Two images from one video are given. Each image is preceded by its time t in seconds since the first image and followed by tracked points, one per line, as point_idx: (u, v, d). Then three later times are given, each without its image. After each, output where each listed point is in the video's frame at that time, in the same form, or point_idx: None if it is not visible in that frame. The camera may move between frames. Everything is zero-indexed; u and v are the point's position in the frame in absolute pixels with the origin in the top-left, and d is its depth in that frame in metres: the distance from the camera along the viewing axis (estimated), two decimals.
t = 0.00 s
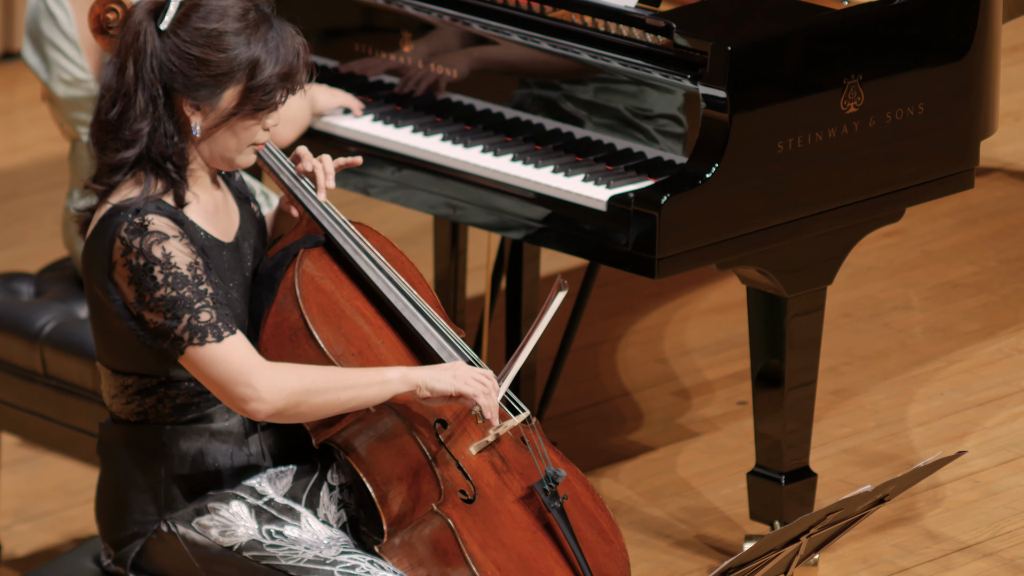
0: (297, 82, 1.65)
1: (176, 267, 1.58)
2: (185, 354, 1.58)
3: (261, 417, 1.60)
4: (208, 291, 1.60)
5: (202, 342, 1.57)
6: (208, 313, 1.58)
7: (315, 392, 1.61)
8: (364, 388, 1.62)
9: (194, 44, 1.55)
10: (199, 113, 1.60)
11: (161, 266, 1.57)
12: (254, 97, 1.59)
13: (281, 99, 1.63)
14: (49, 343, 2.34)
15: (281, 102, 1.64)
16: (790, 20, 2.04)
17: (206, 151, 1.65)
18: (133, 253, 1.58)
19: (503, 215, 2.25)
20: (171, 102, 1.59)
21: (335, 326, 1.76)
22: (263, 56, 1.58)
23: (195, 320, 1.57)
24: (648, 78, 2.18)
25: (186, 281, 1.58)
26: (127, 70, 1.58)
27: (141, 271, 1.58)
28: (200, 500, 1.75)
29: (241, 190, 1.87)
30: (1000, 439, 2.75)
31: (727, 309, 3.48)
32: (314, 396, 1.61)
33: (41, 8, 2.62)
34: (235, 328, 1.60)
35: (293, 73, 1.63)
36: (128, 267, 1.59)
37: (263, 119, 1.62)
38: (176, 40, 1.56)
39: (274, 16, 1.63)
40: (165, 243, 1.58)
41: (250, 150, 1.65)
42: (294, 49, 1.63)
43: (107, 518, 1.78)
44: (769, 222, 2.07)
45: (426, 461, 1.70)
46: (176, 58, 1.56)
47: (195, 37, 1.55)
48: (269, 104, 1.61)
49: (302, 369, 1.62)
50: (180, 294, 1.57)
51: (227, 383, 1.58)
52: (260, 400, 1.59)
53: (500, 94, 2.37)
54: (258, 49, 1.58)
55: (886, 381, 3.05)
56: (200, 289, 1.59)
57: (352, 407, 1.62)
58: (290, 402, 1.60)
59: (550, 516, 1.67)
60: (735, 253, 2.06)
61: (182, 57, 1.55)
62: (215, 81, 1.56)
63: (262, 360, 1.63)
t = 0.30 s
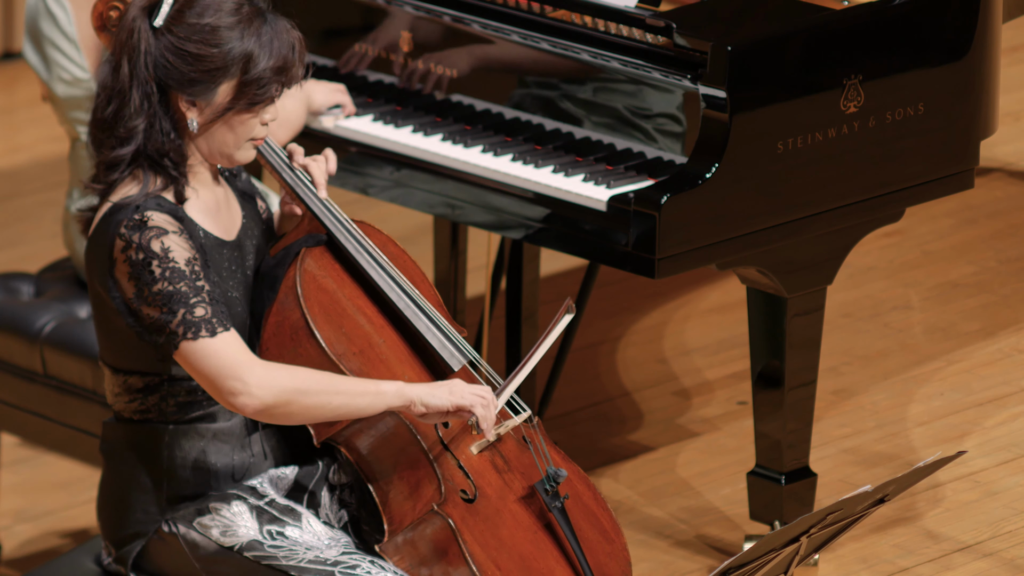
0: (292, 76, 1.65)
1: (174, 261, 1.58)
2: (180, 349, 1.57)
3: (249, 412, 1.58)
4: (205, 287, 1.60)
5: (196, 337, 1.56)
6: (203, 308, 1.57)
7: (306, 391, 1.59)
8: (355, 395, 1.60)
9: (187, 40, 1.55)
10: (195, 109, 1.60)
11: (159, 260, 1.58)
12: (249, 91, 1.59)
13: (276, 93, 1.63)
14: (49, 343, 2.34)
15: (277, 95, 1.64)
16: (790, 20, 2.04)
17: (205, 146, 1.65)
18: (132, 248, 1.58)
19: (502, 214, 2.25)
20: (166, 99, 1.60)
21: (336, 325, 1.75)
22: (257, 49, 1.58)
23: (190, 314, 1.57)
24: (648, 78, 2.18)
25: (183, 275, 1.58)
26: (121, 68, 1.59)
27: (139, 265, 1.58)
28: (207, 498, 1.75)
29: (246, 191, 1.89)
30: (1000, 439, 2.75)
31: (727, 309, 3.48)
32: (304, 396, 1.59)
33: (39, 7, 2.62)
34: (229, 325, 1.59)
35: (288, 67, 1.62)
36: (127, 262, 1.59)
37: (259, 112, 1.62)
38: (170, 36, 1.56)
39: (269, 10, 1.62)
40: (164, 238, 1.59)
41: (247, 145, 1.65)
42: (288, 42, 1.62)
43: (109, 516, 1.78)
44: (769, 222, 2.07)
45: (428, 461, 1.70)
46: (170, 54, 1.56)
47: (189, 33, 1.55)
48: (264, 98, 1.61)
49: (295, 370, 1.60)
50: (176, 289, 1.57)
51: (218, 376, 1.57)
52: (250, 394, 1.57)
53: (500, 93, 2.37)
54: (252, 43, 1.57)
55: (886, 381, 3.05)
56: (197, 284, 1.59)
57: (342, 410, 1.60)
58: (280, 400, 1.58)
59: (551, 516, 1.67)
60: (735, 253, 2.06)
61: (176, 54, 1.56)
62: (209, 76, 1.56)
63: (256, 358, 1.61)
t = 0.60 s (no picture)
0: (284, 72, 1.64)
1: (168, 258, 1.59)
2: (169, 345, 1.57)
3: (233, 407, 1.57)
4: (198, 285, 1.60)
5: (185, 333, 1.56)
6: (194, 305, 1.57)
7: (293, 392, 1.58)
8: (343, 402, 1.60)
9: (177, 39, 1.55)
10: (188, 108, 1.60)
11: (154, 256, 1.59)
12: (239, 89, 1.59)
13: (268, 90, 1.62)
14: (49, 343, 2.34)
15: (270, 93, 1.64)
16: (790, 20, 2.04)
17: (200, 145, 1.66)
18: (128, 245, 1.59)
19: (501, 214, 2.25)
20: (158, 99, 1.61)
21: (336, 326, 1.75)
22: (247, 47, 1.58)
23: (181, 311, 1.56)
24: (647, 78, 2.18)
25: (176, 272, 1.59)
26: (113, 68, 1.60)
27: (135, 261, 1.59)
28: (207, 497, 1.75)
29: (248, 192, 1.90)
30: (1000, 439, 2.75)
31: (727, 309, 3.48)
32: (290, 398, 1.58)
33: (39, 7, 2.62)
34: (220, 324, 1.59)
35: (279, 64, 1.62)
36: (122, 258, 1.60)
37: (251, 110, 1.62)
38: (160, 36, 1.56)
39: (260, 7, 1.62)
40: (160, 234, 1.60)
41: (242, 143, 1.65)
42: (279, 39, 1.62)
43: (109, 517, 1.78)
44: (768, 222, 2.07)
45: (427, 460, 1.69)
46: (160, 54, 1.56)
47: (178, 32, 1.55)
48: (255, 95, 1.61)
49: (285, 371, 1.59)
50: (169, 285, 1.58)
51: (205, 370, 1.56)
52: (236, 389, 1.56)
53: (500, 94, 2.37)
54: (242, 40, 1.57)
55: (886, 381, 3.05)
56: (190, 281, 1.59)
57: (329, 414, 1.60)
58: (265, 398, 1.57)
59: (551, 516, 1.67)
60: (735, 253, 2.06)
61: (166, 53, 1.56)
62: (199, 75, 1.56)
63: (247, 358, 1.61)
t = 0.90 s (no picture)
0: (274, 68, 1.66)
1: (164, 250, 1.60)
2: (160, 335, 1.58)
3: (215, 396, 1.57)
4: (193, 278, 1.60)
5: (177, 324, 1.56)
6: (187, 297, 1.57)
7: (278, 389, 1.57)
8: (328, 406, 1.58)
9: (165, 37, 1.57)
10: (180, 106, 1.62)
11: (149, 248, 1.59)
12: (229, 86, 1.61)
13: (258, 86, 1.64)
14: (49, 343, 2.34)
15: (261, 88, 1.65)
16: (790, 20, 2.04)
17: (196, 142, 1.67)
18: (126, 239, 1.60)
19: (501, 214, 2.25)
20: (150, 98, 1.62)
21: (336, 326, 1.75)
22: (235, 42, 1.59)
23: (173, 302, 1.57)
24: (647, 78, 2.17)
25: (171, 265, 1.59)
26: (103, 68, 1.61)
27: (131, 254, 1.59)
28: (207, 497, 1.75)
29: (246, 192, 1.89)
30: (1000, 439, 2.75)
31: (727, 309, 3.48)
32: (275, 395, 1.57)
33: (42, 6, 2.62)
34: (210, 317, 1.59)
35: (268, 60, 1.64)
36: (118, 251, 1.61)
37: (243, 105, 1.64)
38: (149, 34, 1.58)
39: (249, 4, 1.64)
40: (156, 228, 1.60)
41: (238, 139, 1.67)
42: (268, 34, 1.64)
43: (110, 516, 1.78)
44: (768, 222, 2.07)
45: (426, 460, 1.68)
46: (150, 52, 1.58)
47: (167, 31, 1.57)
48: (244, 92, 1.62)
49: (273, 369, 1.58)
50: (163, 277, 1.58)
51: (192, 356, 1.57)
52: (221, 377, 1.56)
53: (500, 94, 2.38)
54: (230, 36, 1.59)
55: (886, 381, 3.05)
56: (184, 274, 1.59)
57: (312, 416, 1.58)
58: (248, 392, 1.57)
59: (551, 516, 1.67)
60: (735, 253, 2.06)
61: (155, 51, 1.58)
62: (189, 72, 1.58)
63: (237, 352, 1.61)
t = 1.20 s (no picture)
0: (268, 67, 1.65)
1: (161, 249, 1.59)
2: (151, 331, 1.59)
3: (198, 394, 1.58)
4: (189, 278, 1.60)
5: (169, 323, 1.57)
6: (181, 296, 1.57)
7: (260, 394, 1.57)
8: (310, 415, 1.59)
9: (155, 36, 1.58)
10: (174, 105, 1.63)
11: (147, 247, 1.59)
12: (220, 85, 1.60)
13: (251, 85, 1.63)
14: (49, 343, 2.34)
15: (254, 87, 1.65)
16: (790, 20, 2.04)
17: (192, 141, 1.67)
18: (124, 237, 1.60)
19: (501, 215, 2.25)
20: (145, 97, 1.63)
21: (338, 325, 1.75)
22: (227, 41, 1.59)
23: (167, 301, 1.57)
24: (647, 78, 2.17)
25: (168, 263, 1.59)
26: (97, 67, 1.63)
27: (128, 252, 1.60)
28: (206, 497, 1.75)
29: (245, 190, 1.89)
30: (1000, 439, 2.75)
31: (727, 309, 3.48)
32: (257, 400, 1.58)
33: (54, 3, 2.60)
34: (206, 316, 1.59)
35: (261, 58, 1.63)
36: (117, 250, 1.61)
37: (236, 104, 1.64)
38: (140, 34, 1.59)
39: (243, 3, 1.64)
40: (155, 226, 1.60)
41: (234, 137, 1.66)
42: (261, 32, 1.63)
43: (110, 517, 1.78)
44: (768, 222, 2.07)
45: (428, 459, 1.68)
46: (141, 52, 1.59)
47: (157, 30, 1.57)
48: (236, 91, 1.62)
49: (259, 373, 1.59)
50: (158, 275, 1.58)
51: (177, 354, 1.58)
52: (204, 377, 1.57)
53: (500, 93, 2.38)
54: (221, 35, 1.59)
55: (885, 381, 3.05)
56: (180, 274, 1.59)
57: (291, 424, 1.58)
58: (230, 394, 1.57)
59: (552, 516, 1.68)
60: (735, 253, 2.06)
61: (145, 51, 1.59)
62: (180, 71, 1.58)
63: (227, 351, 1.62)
